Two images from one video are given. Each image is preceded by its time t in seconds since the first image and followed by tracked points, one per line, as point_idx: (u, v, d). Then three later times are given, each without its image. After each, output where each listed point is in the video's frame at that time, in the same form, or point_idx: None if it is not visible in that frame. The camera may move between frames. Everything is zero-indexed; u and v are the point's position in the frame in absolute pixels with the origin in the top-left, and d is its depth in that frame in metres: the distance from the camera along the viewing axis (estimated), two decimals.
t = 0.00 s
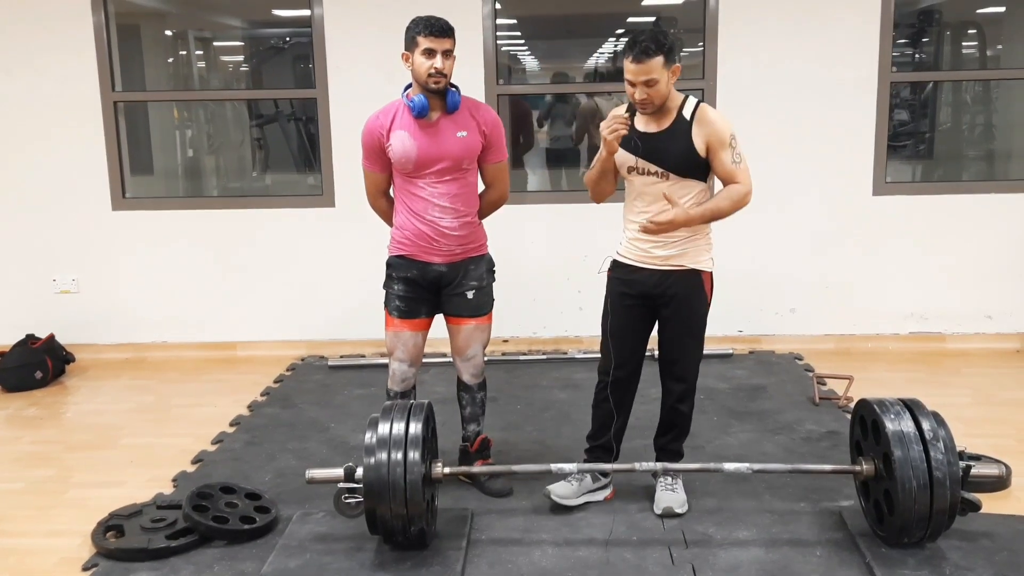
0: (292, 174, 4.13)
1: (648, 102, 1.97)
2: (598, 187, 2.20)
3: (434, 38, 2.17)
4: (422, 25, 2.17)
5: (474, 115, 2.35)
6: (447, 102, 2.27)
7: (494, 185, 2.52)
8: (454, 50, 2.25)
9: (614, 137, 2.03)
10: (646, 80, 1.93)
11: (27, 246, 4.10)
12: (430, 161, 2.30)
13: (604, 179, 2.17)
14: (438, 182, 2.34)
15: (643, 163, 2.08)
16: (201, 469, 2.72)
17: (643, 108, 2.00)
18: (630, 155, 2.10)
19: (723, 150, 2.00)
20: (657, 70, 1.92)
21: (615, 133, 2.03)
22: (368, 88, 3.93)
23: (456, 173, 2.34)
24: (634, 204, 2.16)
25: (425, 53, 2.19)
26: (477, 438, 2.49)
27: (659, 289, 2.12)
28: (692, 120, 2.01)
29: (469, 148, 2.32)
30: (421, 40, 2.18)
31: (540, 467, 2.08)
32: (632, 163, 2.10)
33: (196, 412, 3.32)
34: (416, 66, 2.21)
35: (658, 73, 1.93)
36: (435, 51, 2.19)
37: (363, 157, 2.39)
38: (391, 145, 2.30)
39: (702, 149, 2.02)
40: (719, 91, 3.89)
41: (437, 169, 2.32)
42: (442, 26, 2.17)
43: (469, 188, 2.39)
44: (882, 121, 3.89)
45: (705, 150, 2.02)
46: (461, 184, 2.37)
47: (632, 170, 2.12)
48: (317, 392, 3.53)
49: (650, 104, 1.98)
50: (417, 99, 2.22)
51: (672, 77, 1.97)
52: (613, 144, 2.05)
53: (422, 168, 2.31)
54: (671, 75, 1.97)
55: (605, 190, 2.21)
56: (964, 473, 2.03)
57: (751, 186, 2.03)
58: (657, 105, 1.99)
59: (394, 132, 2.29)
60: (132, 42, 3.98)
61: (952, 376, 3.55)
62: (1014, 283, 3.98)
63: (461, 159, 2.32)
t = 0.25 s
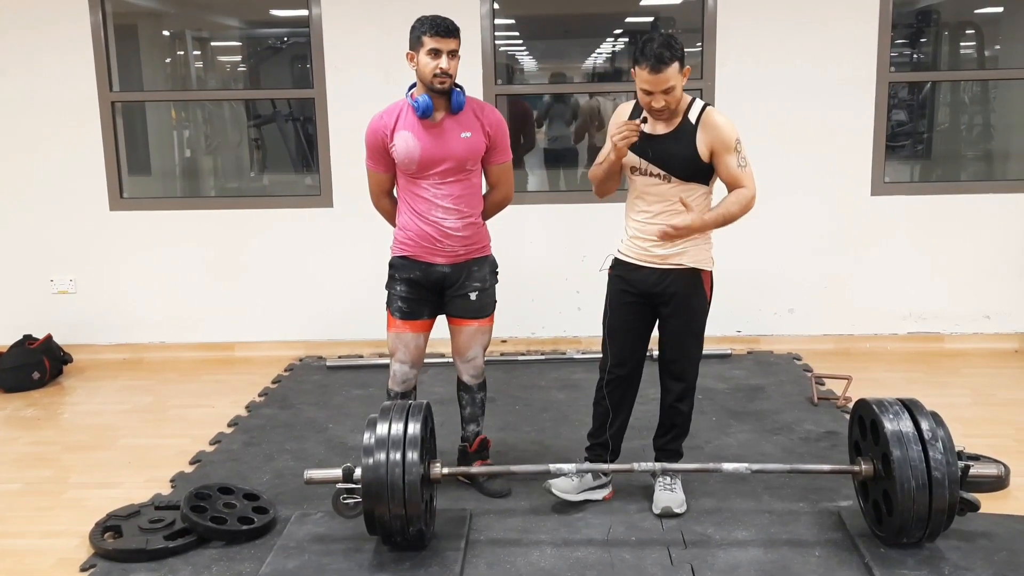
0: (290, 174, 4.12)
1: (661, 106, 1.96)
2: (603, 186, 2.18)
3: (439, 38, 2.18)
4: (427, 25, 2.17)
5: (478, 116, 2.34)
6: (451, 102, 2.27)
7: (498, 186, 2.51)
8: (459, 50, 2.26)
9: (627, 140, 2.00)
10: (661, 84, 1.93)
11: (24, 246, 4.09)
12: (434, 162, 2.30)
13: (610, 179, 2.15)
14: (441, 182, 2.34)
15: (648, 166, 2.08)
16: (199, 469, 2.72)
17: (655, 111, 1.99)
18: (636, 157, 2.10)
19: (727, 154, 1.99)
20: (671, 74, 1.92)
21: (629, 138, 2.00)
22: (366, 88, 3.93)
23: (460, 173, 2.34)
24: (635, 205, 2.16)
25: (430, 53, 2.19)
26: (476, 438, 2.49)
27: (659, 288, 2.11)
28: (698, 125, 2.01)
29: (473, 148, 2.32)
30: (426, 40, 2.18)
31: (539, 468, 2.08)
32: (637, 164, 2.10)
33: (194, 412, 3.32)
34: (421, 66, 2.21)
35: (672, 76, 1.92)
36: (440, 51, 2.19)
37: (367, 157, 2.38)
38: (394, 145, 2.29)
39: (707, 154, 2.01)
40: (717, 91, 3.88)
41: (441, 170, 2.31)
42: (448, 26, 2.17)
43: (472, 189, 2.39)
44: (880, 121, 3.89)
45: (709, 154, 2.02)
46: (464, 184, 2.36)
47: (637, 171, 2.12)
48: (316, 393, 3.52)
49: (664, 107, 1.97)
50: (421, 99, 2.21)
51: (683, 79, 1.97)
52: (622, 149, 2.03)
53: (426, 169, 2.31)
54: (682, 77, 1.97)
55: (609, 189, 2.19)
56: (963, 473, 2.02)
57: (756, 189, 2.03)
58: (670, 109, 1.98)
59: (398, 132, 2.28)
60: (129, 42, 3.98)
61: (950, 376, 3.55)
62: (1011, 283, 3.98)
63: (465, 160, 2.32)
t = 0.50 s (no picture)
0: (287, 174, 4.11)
1: (671, 106, 1.96)
2: (603, 189, 2.13)
3: (442, 37, 2.17)
4: (431, 25, 2.16)
5: (481, 116, 2.34)
6: (454, 103, 2.27)
7: (499, 187, 2.51)
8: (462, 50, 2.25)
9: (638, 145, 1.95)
10: (671, 84, 1.92)
11: (21, 247, 4.08)
12: (436, 162, 2.29)
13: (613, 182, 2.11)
14: (443, 183, 2.33)
15: (651, 168, 2.07)
16: (196, 470, 2.72)
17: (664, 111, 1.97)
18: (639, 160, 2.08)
19: (731, 152, 2.03)
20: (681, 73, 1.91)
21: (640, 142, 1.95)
22: (364, 89, 3.93)
23: (462, 174, 2.34)
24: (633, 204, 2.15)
25: (433, 53, 2.19)
26: (475, 438, 2.49)
27: (662, 287, 2.12)
28: (699, 126, 2.02)
29: (475, 149, 2.32)
30: (429, 39, 2.18)
31: (537, 468, 2.08)
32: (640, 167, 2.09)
33: (191, 413, 3.31)
34: (424, 66, 2.21)
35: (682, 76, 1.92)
36: (443, 51, 2.19)
37: (368, 157, 2.38)
38: (396, 145, 2.28)
39: (711, 154, 2.03)
40: (715, 91, 3.88)
41: (443, 170, 2.31)
42: (451, 26, 2.17)
43: (474, 189, 2.39)
44: (877, 121, 3.89)
45: (713, 154, 2.04)
46: (467, 185, 2.36)
47: (639, 174, 2.10)
48: (313, 393, 3.52)
49: (672, 107, 1.96)
50: (424, 100, 2.21)
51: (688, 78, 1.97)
52: (632, 155, 1.98)
53: (428, 169, 2.30)
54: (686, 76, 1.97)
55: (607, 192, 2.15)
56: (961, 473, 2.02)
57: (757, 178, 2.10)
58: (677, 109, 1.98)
59: (400, 132, 2.28)
60: (126, 42, 3.97)
61: (947, 376, 3.56)
62: (1008, 283, 3.99)
63: (467, 160, 2.32)
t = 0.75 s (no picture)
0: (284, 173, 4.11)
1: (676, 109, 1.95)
2: (604, 199, 2.08)
3: (443, 37, 2.17)
4: (431, 25, 2.16)
5: (480, 116, 2.34)
6: (453, 103, 2.26)
7: (498, 188, 2.51)
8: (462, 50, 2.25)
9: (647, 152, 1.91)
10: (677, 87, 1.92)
11: (18, 246, 4.07)
12: (435, 162, 2.29)
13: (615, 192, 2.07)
14: (443, 183, 2.33)
15: (657, 172, 2.07)
16: (193, 470, 2.71)
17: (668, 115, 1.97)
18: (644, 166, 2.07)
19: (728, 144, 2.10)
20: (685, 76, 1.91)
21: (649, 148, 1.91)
22: (361, 88, 3.92)
23: (461, 174, 2.34)
24: (636, 207, 2.13)
25: (433, 52, 2.18)
26: (472, 438, 2.48)
27: (669, 287, 2.12)
28: (698, 124, 2.05)
29: (475, 149, 2.32)
30: (430, 39, 2.17)
31: (534, 468, 2.08)
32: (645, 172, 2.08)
33: (188, 412, 3.31)
34: (424, 66, 2.20)
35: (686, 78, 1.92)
36: (444, 51, 2.18)
37: (367, 157, 2.37)
38: (396, 145, 2.28)
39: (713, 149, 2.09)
40: (712, 90, 3.89)
41: (443, 170, 2.31)
42: (452, 26, 2.17)
43: (473, 190, 2.38)
44: (874, 121, 3.90)
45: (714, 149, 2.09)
46: (466, 185, 2.36)
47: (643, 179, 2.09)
48: (311, 393, 3.51)
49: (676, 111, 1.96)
50: (424, 100, 2.21)
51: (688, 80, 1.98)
52: (644, 159, 1.93)
53: (428, 169, 2.30)
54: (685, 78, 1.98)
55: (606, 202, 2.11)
56: (958, 472, 2.03)
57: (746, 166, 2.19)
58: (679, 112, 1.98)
59: (399, 132, 2.27)
60: (123, 41, 3.96)
61: (944, 376, 3.56)
62: (1004, 283, 4.00)
63: (466, 160, 2.32)
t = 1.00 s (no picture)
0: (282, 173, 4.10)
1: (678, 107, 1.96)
2: (609, 203, 2.07)
3: (440, 36, 2.17)
4: (429, 24, 2.16)
5: (478, 115, 2.34)
6: (451, 102, 2.26)
7: (496, 188, 2.51)
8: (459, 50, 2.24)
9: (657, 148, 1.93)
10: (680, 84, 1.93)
11: (14, 245, 4.06)
12: (433, 162, 2.29)
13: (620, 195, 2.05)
14: (441, 182, 2.33)
15: (660, 172, 2.06)
16: (190, 470, 2.70)
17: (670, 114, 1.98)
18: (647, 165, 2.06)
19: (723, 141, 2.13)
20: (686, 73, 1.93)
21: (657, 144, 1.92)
22: (359, 88, 3.92)
23: (459, 174, 2.33)
24: (637, 206, 2.12)
25: (431, 52, 2.18)
26: (471, 438, 2.48)
27: (670, 287, 2.12)
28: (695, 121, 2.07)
29: (473, 149, 2.32)
30: (427, 38, 2.17)
31: (533, 468, 2.08)
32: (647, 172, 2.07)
33: (186, 412, 3.30)
34: (422, 65, 2.20)
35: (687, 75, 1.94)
36: (441, 50, 2.18)
37: (364, 156, 2.36)
38: (394, 144, 2.27)
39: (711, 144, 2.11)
40: (710, 90, 3.89)
41: (440, 169, 2.31)
42: (450, 25, 2.16)
43: (471, 189, 2.38)
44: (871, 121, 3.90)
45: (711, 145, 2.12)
46: (464, 185, 2.36)
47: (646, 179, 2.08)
48: (308, 393, 3.51)
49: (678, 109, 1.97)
50: (422, 99, 2.20)
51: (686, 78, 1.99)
52: (653, 156, 1.94)
53: (426, 168, 2.30)
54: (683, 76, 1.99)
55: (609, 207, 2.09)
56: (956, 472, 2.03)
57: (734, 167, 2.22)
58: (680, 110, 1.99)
59: (397, 131, 2.27)
60: (120, 40, 3.95)
61: (941, 375, 3.57)
62: (1001, 282, 4.00)
63: (464, 160, 2.31)
